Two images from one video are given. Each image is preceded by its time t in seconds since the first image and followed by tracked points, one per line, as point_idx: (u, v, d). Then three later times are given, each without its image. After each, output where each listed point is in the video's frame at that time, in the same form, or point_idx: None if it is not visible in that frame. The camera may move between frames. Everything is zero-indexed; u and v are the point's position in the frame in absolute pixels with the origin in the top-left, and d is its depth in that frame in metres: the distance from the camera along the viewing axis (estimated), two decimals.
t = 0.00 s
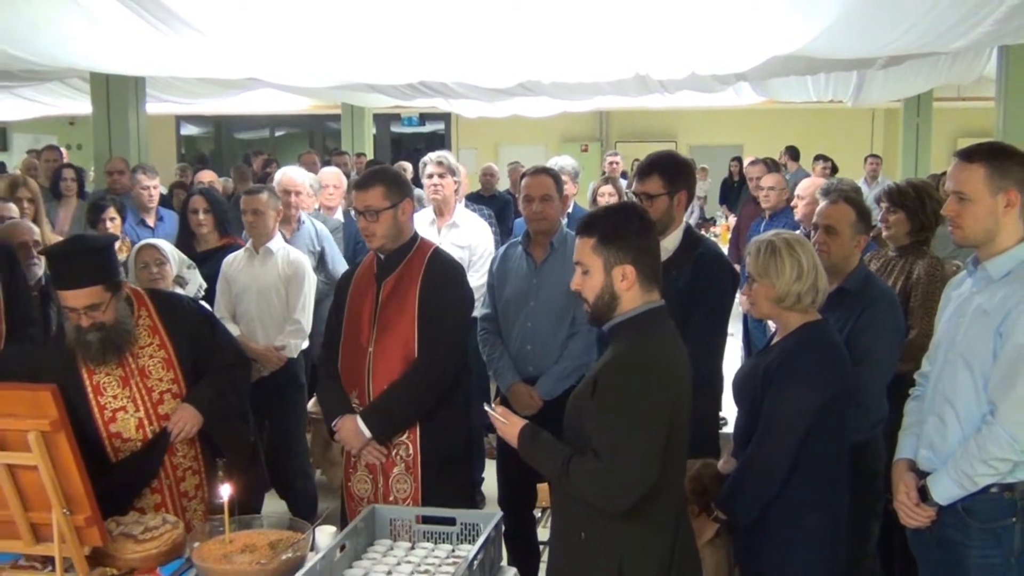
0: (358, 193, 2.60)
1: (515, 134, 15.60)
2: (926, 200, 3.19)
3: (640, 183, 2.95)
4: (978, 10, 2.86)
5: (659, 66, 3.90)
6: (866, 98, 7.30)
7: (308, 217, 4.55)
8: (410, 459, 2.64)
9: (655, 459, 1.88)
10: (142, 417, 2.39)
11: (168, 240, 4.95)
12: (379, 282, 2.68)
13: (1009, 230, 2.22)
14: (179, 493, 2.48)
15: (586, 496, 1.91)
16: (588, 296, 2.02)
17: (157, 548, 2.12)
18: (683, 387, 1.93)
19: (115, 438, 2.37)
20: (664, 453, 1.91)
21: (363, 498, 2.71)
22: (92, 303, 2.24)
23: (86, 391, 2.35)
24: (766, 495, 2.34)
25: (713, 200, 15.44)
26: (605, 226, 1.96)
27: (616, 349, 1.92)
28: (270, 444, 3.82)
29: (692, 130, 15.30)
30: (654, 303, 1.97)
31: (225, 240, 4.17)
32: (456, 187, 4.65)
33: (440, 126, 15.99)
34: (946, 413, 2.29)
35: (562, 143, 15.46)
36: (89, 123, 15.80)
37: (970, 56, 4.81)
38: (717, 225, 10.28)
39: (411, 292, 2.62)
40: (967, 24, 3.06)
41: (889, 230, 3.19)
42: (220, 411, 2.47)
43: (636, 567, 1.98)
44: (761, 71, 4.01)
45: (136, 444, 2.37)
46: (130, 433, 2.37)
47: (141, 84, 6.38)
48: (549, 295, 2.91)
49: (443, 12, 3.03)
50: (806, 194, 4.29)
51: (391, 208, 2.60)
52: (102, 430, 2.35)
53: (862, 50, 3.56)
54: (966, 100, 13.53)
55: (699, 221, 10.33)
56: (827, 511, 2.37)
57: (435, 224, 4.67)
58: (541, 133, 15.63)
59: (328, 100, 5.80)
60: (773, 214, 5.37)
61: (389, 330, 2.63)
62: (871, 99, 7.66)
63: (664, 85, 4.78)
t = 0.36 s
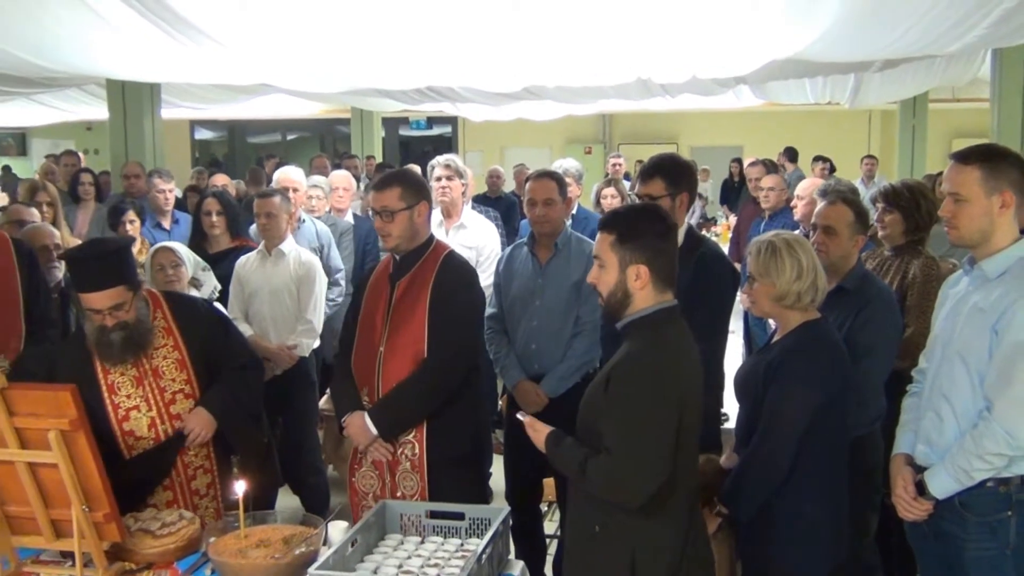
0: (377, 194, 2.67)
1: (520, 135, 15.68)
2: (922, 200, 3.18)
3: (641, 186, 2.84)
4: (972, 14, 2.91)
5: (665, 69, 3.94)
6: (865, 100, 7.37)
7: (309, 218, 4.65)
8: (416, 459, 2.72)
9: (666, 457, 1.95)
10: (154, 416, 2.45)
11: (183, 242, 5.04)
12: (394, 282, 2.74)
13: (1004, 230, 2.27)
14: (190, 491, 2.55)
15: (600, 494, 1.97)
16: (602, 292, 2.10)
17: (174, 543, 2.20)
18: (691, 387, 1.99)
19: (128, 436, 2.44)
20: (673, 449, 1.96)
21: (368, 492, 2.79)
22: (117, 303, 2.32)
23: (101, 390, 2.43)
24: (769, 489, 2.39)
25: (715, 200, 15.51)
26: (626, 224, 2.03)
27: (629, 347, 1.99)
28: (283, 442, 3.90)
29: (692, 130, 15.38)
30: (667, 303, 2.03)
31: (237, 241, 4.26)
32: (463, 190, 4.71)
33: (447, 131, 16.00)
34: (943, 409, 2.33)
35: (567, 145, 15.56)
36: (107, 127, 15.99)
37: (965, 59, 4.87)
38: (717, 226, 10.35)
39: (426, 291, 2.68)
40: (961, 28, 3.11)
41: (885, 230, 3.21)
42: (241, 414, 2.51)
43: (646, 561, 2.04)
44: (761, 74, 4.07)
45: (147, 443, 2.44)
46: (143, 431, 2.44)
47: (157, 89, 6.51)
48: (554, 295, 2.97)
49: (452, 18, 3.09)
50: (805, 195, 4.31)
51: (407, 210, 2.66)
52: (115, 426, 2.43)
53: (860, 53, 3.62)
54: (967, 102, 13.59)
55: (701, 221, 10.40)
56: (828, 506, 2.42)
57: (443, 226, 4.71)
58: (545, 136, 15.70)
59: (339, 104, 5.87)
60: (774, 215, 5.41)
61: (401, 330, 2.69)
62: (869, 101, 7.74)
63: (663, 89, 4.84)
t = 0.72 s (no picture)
0: (392, 200, 2.72)
1: (517, 137, 15.78)
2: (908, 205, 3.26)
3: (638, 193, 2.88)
4: (960, 25, 2.97)
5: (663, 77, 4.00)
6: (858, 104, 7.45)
7: (315, 222, 4.69)
8: (424, 461, 2.74)
9: (671, 464, 2.00)
10: (156, 415, 2.51)
11: (191, 246, 5.11)
12: (407, 286, 2.80)
13: (990, 236, 2.32)
14: (187, 490, 2.58)
15: (609, 498, 2.04)
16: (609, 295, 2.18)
17: (181, 542, 2.27)
18: (697, 395, 2.05)
19: (130, 432, 2.50)
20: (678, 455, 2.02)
21: (377, 493, 2.82)
22: (128, 303, 2.38)
23: (107, 386, 2.50)
24: (766, 486, 2.44)
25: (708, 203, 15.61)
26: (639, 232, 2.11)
27: (635, 353, 2.06)
28: (288, 443, 3.97)
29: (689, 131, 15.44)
30: (674, 310, 2.10)
31: (243, 245, 4.33)
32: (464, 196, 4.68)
33: (448, 134, 16.08)
34: (931, 411, 2.39)
35: (564, 150, 15.68)
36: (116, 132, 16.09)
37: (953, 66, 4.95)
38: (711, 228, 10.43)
39: (439, 295, 2.73)
40: (949, 37, 3.17)
41: (874, 235, 3.25)
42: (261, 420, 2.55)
43: (654, 563, 2.10)
44: (756, 81, 4.12)
45: (148, 440, 2.50)
46: (144, 429, 2.50)
47: (165, 98, 6.68)
48: (552, 298, 3.03)
49: (456, 28, 3.15)
50: (797, 200, 4.34)
51: (422, 216, 2.72)
52: (119, 423, 2.49)
53: (852, 61, 3.68)
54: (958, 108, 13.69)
55: (696, 224, 10.50)
56: (820, 505, 2.48)
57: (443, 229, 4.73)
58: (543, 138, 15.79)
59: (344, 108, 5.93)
60: (767, 218, 5.44)
61: (411, 334, 2.74)
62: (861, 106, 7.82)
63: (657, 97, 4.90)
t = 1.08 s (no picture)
0: (390, 204, 2.65)
1: (502, 141, 15.86)
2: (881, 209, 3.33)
3: (619, 199, 2.94)
4: (930, 36, 3.04)
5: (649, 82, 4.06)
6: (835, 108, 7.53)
7: (313, 226, 4.72)
8: (417, 463, 2.68)
9: (655, 466, 2.06)
10: (153, 412, 2.56)
11: (184, 250, 5.16)
12: (405, 289, 2.73)
13: (961, 242, 2.39)
14: (183, 485, 2.63)
15: (596, 497, 2.09)
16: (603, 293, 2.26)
17: (173, 541, 2.33)
18: (681, 400, 2.11)
19: (128, 429, 2.54)
20: (664, 458, 2.08)
21: (372, 491, 2.77)
22: (121, 302, 2.45)
23: (105, 385, 2.55)
24: (746, 483, 2.48)
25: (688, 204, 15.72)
26: (636, 233, 2.19)
27: (621, 357, 2.13)
28: (279, 443, 4.03)
29: (673, 134, 15.46)
30: (662, 315, 2.17)
31: (234, 248, 4.38)
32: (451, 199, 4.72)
33: (435, 138, 16.17)
34: (903, 412, 2.45)
35: (548, 154, 15.67)
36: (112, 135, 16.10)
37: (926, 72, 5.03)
38: (692, 229, 10.51)
39: (435, 298, 2.66)
40: (920, 47, 3.24)
41: (847, 238, 3.33)
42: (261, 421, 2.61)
43: (639, 562, 2.17)
44: (736, 88, 4.18)
45: (146, 436, 2.54)
46: (142, 425, 2.54)
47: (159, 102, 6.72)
48: (535, 301, 3.09)
49: (444, 37, 3.20)
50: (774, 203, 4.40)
51: (419, 221, 2.65)
52: (117, 421, 2.54)
53: (828, 69, 3.74)
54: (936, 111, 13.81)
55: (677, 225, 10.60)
56: (796, 503, 2.55)
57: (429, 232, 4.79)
58: (529, 139, 15.85)
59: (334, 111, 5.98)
60: (746, 220, 5.54)
61: (407, 339, 2.66)
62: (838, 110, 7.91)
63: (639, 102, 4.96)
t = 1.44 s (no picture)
0: (374, 207, 2.65)
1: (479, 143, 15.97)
2: (845, 212, 3.43)
3: (590, 201, 3.01)
4: (891, 45, 3.13)
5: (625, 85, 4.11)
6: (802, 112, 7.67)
7: (287, 224, 4.78)
8: (399, 463, 2.70)
9: (631, 466, 2.11)
10: (143, 405, 2.59)
11: (164, 250, 5.20)
12: (389, 292, 2.72)
13: (919, 245, 2.47)
14: (170, 478, 2.65)
15: (571, 491, 2.14)
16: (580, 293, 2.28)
17: (154, 537, 2.38)
18: (656, 400, 2.17)
19: (118, 421, 2.57)
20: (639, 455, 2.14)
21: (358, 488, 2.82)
22: (122, 296, 2.49)
23: (98, 376, 2.58)
24: (716, 475, 2.55)
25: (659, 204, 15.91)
26: (610, 237, 2.22)
27: (598, 358, 2.17)
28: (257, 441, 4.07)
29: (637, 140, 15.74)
30: (634, 316, 2.20)
31: (215, 248, 4.42)
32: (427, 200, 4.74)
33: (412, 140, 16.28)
34: (863, 410, 2.53)
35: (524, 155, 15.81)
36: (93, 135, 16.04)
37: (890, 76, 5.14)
38: (663, 228, 10.64)
39: (419, 301, 2.64)
40: (883, 55, 3.33)
41: (812, 240, 3.41)
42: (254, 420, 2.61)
43: (613, 556, 2.23)
44: (708, 92, 4.26)
45: (135, 429, 2.57)
46: (131, 418, 2.58)
47: (139, 103, 6.74)
48: (509, 301, 3.15)
49: (420, 41, 3.24)
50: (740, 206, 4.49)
51: (402, 224, 2.65)
52: (108, 411, 2.57)
53: (796, 75, 3.83)
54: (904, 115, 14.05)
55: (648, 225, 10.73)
56: (761, 497, 2.62)
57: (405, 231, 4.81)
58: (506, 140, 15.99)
59: (313, 112, 6.00)
60: (715, 222, 5.59)
61: (391, 341, 2.65)
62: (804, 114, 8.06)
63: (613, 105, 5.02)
